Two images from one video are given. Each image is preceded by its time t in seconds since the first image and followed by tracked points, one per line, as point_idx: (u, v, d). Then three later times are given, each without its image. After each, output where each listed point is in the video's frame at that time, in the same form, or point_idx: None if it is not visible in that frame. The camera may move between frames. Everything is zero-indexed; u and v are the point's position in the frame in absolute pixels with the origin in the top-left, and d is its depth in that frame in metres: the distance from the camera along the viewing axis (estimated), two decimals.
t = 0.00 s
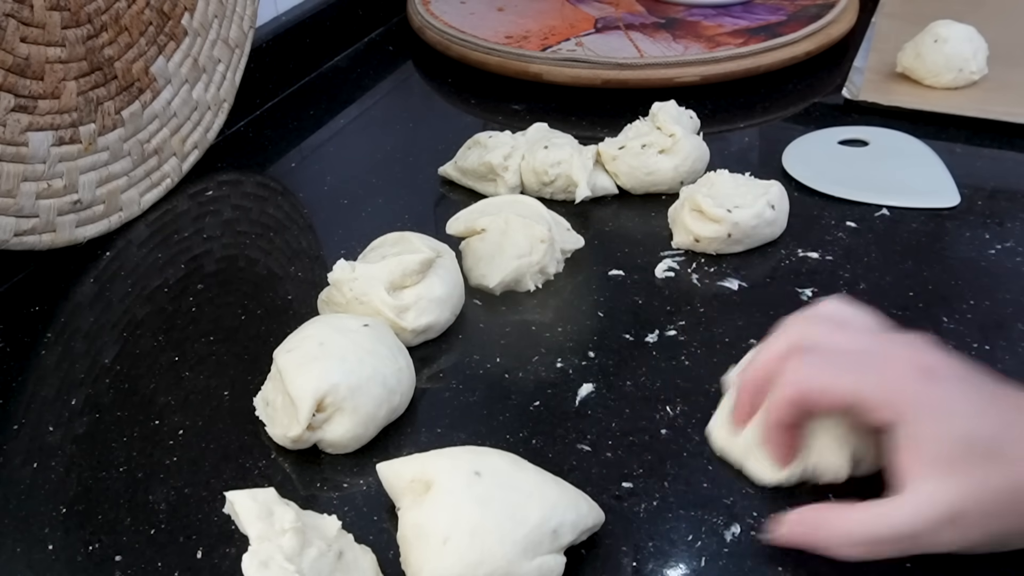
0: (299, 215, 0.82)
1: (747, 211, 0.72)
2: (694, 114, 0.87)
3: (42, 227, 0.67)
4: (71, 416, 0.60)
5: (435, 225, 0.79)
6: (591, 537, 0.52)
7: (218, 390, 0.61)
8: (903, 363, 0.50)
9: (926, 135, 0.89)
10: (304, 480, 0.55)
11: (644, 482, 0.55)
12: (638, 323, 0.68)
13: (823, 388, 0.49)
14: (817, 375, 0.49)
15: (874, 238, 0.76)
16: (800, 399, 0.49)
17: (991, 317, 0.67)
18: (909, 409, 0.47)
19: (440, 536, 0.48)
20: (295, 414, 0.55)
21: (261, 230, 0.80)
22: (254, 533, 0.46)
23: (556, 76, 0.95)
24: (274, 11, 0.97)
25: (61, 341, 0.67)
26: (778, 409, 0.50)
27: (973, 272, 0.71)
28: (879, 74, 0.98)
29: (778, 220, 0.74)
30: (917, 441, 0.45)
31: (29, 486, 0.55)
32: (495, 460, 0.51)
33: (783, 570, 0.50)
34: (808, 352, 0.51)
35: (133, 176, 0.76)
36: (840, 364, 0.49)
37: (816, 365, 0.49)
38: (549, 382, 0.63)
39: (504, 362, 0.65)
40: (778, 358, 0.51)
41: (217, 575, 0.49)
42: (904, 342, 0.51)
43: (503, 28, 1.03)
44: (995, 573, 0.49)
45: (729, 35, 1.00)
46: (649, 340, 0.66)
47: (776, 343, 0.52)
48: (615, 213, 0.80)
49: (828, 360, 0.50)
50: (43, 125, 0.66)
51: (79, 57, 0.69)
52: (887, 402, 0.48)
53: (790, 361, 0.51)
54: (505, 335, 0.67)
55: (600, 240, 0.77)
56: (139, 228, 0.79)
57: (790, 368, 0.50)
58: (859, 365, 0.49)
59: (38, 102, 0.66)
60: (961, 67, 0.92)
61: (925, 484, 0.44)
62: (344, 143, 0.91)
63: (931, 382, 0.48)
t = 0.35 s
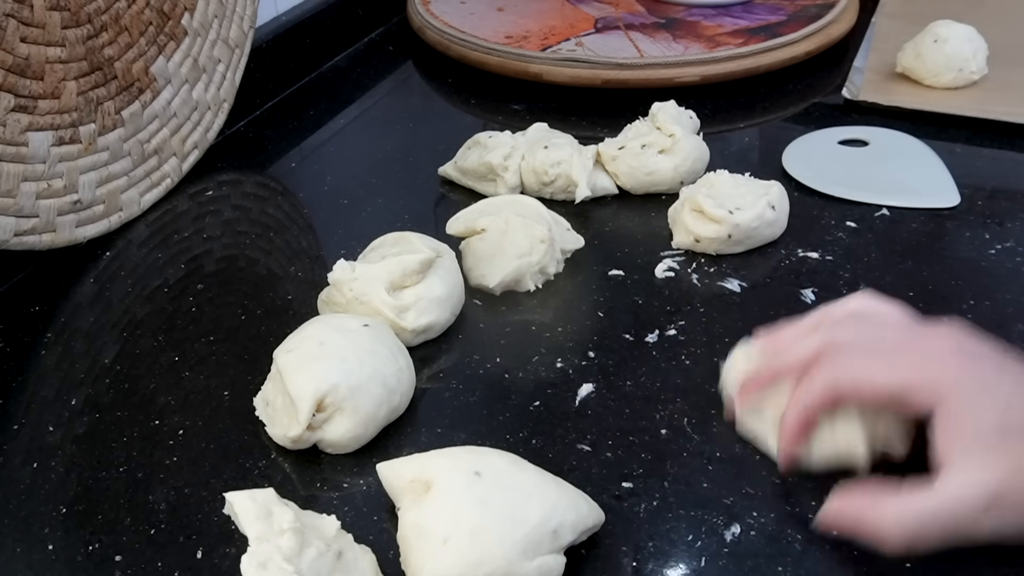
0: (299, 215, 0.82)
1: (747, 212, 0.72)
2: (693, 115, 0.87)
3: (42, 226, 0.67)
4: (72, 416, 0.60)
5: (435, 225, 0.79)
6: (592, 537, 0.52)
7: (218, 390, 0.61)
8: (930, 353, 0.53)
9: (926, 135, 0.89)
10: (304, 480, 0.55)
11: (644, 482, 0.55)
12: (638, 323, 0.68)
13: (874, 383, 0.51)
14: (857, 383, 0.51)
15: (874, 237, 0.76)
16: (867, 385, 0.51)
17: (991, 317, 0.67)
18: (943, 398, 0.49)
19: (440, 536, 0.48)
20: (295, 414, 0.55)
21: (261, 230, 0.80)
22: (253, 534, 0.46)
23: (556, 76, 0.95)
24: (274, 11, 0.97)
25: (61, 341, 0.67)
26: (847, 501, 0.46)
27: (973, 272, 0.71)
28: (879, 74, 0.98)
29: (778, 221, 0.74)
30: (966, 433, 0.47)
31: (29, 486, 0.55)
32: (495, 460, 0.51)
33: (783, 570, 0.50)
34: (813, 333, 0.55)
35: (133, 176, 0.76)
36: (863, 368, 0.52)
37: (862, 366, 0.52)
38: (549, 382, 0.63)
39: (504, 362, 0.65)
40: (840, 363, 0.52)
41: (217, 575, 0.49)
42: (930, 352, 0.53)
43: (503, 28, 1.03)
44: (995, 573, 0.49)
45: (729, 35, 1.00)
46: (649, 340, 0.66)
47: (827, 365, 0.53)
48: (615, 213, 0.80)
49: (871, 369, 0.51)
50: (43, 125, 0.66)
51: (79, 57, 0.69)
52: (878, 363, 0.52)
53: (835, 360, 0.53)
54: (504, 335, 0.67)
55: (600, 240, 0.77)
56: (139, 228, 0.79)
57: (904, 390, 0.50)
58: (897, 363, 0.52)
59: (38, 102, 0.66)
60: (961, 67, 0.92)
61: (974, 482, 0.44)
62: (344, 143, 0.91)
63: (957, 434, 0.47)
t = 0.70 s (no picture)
0: (299, 215, 0.82)
1: (746, 212, 0.72)
2: (693, 116, 0.87)
3: (42, 226, 0.67)
4: (71, 416, 0.60)
5: (435, 225, 0.79)
6: (591, 537, 0.52)
7: (218, 390, 0.61)
8: (906, 351, 0.54)
9: (927, 135, 0.89)
10: (304, 480, 0.55)
11: (644, 482, 0.55)
12: (638, 323, 0.68)
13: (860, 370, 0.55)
14: (848, 346, 0.55)
15: (874, 237, 0.76)
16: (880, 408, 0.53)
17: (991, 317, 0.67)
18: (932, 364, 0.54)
19: (440, 536, 0.48)
20: (296, 414, 0.55)
21: (262, 230, 0.80)
22: (252, 535, 0.46)
23: (556, 76, 0.95)
24: (274, 11, 0.97)
25: (61, 341, 0.67)
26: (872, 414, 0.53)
27: (973, 272, 0.71)
28: (879, 74, 0.98)
29: (778, 221, 0.74)
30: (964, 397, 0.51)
31: (29, 486, 0.55)
32: (495, 460, 0.51)
33: (783, 571, 0.50)
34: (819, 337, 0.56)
35: (133, 176, 0.76)
36: (870, 353, 0.55)
37: (852, 341, 0.55)
38: (549, 382, 0.63)
39: (504, 362, 0.65)
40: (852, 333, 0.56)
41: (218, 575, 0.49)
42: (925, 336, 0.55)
43: (503, 28, 1.03)
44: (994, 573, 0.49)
45: (729, 35, 1.00)
46: (649, 340, 0.66)
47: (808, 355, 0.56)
48: (615, 213, 0.80)
49: (864, 343, 0.55)
50: (43, 125, 0.66)
51: (79, 57, 0.69)
52: (902, 359, 0.54)
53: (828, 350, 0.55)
54: (504, 335, 0.67)
55: (600, 239, 0.77)
56: (139, 228, 0.79)
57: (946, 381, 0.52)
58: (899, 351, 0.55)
59: (38, 102, 0.66)
60: (961, 67, 0.92)
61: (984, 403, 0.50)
62: (344, 143, 0.91)
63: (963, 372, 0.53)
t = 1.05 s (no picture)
0: (299, 215, 0.82)
1: (747, 212, 0.72)
2: (693, 116, 0.87)
3: (42, 227, 0.67)
4: (71, 416, 0.60)
5: (435, 225, 0.79)
6: (591, 537, 0.52)
7: (218, 390, 0.61)
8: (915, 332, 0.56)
9: (926, 135, 0.89)
10: (304, 480, 0.55)
11: (644, 482, 0.55)
12: (638, 323, 0.68)
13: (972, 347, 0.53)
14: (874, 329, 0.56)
15: (874, 237, 0.76)
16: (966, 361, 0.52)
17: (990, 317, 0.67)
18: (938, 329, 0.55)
19: (440, 536, 0.48)
20: (295, 414, 0.55)
21: (261, 230, 0.80)
22: (251, 535, 0.46)
23: (556, 76, 0.95)
24: (274, 11, 0.97)
25: (61, 341, 0.67)
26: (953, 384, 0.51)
27: (973, 272, 0.71)
28: (879, 74, 0.98)
29: (778, 221, 0.74)
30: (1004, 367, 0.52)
31: (29, 486, 0.55)
32: (495, 460, 0.51)
33: (783, 571, 0.50)
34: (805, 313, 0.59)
35: (133, 176, 0.76)
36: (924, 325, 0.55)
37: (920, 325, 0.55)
38: (549, 382, 0.63)
39: (504, 362, 0.65)
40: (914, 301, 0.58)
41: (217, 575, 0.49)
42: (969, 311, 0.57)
43: (503, 28, 1.03)
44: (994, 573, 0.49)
45: (729, 35, 1.00)
46: (649, 340, 0.66)
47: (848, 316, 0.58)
48: (615, 213, 0.80)
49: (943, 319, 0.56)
50: (43, 125, 0.66)
51: (79, 57, 0.69)
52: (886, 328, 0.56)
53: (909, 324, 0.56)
54: (504, 335, 0.67)
55: (600, 240, 0.77)
56: (139, 228, 0.79)
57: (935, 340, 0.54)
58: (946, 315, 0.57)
59: (38, 102, 0.66)
60: (960, 66, 0.92)
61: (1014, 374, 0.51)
62: (344, 143, 0.91)
63: None
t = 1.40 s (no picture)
0: (299, 215, 0.82)
1: (747, 212, 0.72)
2: (693, 116, 0.87)
3: (42, 227, 0.67)
4: (71, 416, 0.60)
5: (435, 225, 0.79)
6: (591, 537, 0.52)
7: (218, 390, 0.61)
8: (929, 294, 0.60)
9: (926, 135, 0.89)
10: (304, 480, 0.55)
11: (644, 482, 0.55)
12: (638, 323, 0.68)
13: (966, 340, 0.55)
14: (867, 292, 0.61)
15: (874, 237, 0.76)
16: (942, 356, 0.54)
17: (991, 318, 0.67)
18: (905, 305, 0.59)
19: (440, 536, 0.48)
20: (295, 414, 0.55)
21: (261, 230, 0.80)
22: (251, 536, 0.46)
23: (556, 76, 0.95)
24: (274, 11, 0.97)
25: (61, 341, 0.67)
26: (933, 372, 0.54)
27: (973, 272, 0.71)
28: (879, 74, 0.98)
29: (778, 221, 0.74)
30: (949, 347, 0.55)
31: (29, 486, 0.55)
32: (495, 460, 0.51)
33: (783, 571, 0.50)
34: (913, 286, 0.61)
35: (133, 176, 0.76)
36: (956, 329, 0.56)
37: (945, 324, 0.56)
38: (549, 382, 0.63)
39: (504, 362, 0.65)
40: (901, 286, 0.61)
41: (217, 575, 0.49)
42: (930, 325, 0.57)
43: (503, 28, 1.03)
44: (995, 573, 0.49)
45: (729, 35, 1.00)
46: (649, 340, 0.66)
47: (888, 290, 0.60)
48: (615, 213, 0.80)
49: (956, 310, 0.58)
50: (43, 125, 0.66)
51: (79, 57, 0.69)
52: (966, 335, 0.56)
53: (917, 304, 0.59)
54: (504, 335, 0.67)
55: (600, 240, 0.77)
56: (139, 228, 0.79)
57: (917, 335, 0.56)
58: (965, 313, 0.58)
59: (38, 102, 0.66)
60: (960, 66, 0.92)
61: (942, 388, 0.53)
62: (344, 143, 0.91)
63: (994, 335, 0.56)
